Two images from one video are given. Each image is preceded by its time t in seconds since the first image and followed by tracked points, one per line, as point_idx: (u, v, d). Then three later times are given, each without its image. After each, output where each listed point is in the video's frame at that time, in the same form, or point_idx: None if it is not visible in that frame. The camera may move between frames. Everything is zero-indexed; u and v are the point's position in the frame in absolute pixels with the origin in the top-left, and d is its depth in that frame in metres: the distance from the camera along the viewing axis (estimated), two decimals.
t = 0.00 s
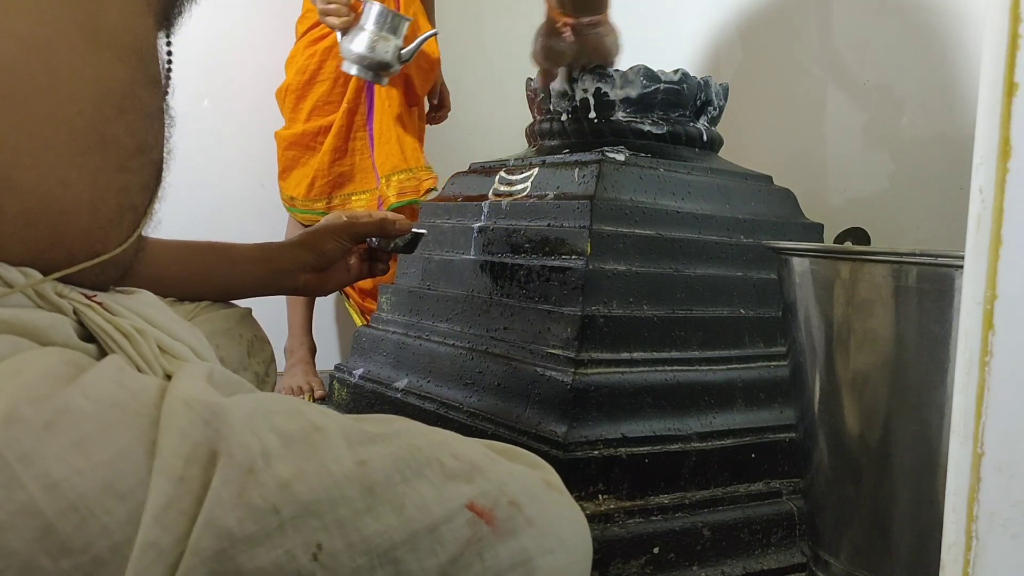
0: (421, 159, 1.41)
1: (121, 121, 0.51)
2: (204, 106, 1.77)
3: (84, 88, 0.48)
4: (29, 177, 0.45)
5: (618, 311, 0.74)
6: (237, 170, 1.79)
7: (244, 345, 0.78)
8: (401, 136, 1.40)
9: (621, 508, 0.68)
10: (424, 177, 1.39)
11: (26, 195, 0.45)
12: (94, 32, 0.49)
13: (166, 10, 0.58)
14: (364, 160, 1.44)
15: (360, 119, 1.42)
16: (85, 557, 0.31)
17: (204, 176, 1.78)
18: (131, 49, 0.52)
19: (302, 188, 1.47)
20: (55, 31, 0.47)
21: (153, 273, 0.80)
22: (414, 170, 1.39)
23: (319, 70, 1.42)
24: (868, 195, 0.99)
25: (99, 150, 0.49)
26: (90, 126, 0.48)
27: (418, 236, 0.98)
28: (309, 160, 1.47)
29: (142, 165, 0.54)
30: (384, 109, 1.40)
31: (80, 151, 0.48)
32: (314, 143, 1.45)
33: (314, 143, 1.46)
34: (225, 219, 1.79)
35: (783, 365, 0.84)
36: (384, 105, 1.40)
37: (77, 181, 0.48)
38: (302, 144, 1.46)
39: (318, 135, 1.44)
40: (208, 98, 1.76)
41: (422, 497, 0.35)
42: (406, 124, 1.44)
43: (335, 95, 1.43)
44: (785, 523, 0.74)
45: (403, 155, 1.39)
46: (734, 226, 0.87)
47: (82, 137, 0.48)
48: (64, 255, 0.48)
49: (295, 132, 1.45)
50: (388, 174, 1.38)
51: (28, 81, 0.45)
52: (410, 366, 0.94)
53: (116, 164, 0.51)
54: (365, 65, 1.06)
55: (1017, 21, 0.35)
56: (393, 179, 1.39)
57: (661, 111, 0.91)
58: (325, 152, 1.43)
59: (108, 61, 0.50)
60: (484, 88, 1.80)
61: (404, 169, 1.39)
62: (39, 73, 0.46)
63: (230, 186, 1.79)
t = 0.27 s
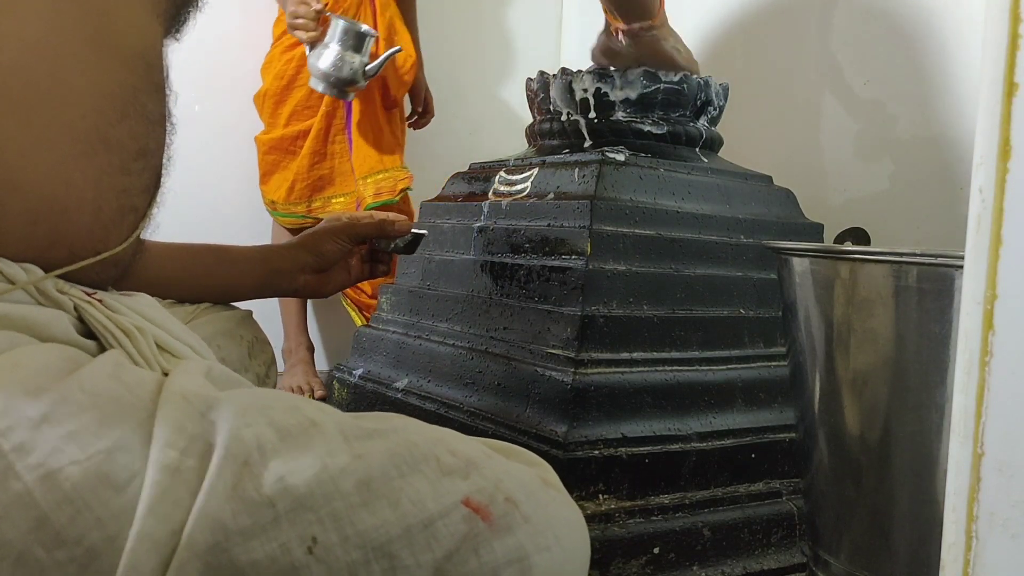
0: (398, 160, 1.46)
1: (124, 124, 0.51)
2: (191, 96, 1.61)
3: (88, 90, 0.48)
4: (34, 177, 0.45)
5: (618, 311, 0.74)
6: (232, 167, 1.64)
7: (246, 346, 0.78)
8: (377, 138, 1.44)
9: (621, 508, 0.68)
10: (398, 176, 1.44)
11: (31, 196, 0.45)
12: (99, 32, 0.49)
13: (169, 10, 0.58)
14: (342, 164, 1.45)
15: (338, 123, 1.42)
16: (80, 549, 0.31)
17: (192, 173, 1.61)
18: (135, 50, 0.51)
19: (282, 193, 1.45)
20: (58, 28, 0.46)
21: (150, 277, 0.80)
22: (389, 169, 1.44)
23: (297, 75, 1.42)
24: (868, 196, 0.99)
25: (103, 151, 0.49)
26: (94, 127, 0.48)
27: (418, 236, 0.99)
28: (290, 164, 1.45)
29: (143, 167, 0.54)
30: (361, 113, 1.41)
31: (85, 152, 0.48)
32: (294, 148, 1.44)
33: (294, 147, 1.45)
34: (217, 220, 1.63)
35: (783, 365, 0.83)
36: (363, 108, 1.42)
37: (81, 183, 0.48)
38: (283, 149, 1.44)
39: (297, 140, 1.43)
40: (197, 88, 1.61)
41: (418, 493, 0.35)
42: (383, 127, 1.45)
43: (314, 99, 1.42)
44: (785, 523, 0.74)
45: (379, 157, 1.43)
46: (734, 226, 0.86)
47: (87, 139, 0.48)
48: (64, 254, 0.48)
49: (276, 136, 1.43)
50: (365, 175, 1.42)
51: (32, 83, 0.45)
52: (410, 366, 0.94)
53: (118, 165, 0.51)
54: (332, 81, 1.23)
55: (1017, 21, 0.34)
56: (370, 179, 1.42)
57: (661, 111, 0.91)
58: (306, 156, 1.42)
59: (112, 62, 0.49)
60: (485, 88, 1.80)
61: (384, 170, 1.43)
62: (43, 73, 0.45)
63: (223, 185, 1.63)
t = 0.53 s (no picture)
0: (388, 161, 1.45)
1: (116, 110, 0.50)
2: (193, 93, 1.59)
3: (75, 80, 0.47)
4: (21, 167, 0.44)
5: (618, 310, 0.74)
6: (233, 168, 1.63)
7: (252, 348, 0.78)
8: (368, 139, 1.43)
9: (621, 508, 0.67)
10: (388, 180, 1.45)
11: (18, 186, 0.44)
12: (92, 30, 0.48)
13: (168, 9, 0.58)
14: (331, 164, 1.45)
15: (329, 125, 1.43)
16: (60, 549, 0.31)
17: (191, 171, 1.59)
18: (129, 50, 0.51)
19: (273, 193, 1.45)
20: (47, 26, 0.46)
21: (153, 279, 0.79)
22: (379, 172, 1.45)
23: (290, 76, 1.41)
24: (868, 195, 0.99)
25: (92, 138, 0.49)
26: (82, 116, 0.48)
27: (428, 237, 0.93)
28: (281, 164, 1.45)
29: (137, 154, 0.54)
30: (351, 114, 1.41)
31: (71, 140, 0.47)
32: (285, 148, 1.44)
33: (285, 148, 1.44)
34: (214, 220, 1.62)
35: (783, 366, 0.83)
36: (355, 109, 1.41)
37: (69, 171, 0.47)
38: (273, 150, 1.44)
39: (289, 140, 1.43)
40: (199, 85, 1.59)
41: (406, 495, 0.35)
42: (372, 128, 1.43)
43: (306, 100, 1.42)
44: (785, 523, 0.74)
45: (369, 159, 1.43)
46: (734, 226, 0.86)
47: (72, 125, 0.47)
48: (56, 241, 0.48)
49: (266, 136, 1.43)
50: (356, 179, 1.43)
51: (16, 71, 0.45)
52: (409, 366, 0.93)
53: (109, 152, 0.50)
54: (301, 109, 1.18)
55: (1017, 21, 0.34)
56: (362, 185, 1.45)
57: (661, 111, 0.90)
58: (296, 158, 1.42)
59: (103, 58, 0.49)
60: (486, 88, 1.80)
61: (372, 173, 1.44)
62: (28, 65, 0.45)
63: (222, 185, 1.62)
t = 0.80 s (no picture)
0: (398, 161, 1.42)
1: (106, 106, 0.51)
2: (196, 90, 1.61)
3: (68, 77, 0.47)
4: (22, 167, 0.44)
5: (618, 311, 0.74)
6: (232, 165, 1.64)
7: (251, 347, 0.78)
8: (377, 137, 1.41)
9: (622, 508, 0.68)
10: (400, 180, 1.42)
11: (16, 185, 0.44)
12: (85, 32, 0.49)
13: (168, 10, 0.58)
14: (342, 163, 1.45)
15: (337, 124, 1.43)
16: (67, 558, 0.31)
17: (189, 165, 1.61)
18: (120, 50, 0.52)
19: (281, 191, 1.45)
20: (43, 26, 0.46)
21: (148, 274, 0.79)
22: (390, 171, 1.42)
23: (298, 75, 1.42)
24: (868, 195, 0.99)
25: (85, 137, 0.49)
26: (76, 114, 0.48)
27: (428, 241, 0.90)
28: (290, 164, 1.45)
29: (128, 150, 0.54)
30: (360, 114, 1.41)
31: (65, 137, 0.47)
32: (294, 147, 1.44)
33: (295, 147, 1.44)
34: (212, 215, 1.63)
35: (783, 365, 0.83)
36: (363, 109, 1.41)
37: (63, 169, 0.47)
38: (283, 148, 1.43)
39: (297, 139, 1.43)
40: (200, 82, 1.61)
41: (410, 500, 0.35)
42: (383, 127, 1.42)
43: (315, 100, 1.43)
44: (785, 523, 0.74)
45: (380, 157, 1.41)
46: (734, 226, 0.86)
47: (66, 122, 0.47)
48: (51, 241, 0.48)
49: (276, 135, 1.43)
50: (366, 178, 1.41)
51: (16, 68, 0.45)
52: (410, 366, 0.93)
53: (101, 149, 0.51)
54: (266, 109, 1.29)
55: (1017, 22, 0.34)
56: (371, 182, 1.42)
57: (661, 111, 0.91)
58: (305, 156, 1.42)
59: (96, 56, 0.50)
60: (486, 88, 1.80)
61: (381, 172, 1.41)
62: (23, 63, 0.45)
63: (219, 182, 1.63)
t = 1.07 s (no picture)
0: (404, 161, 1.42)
1: (105, 106, 0.51)
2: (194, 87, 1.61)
3: (66, 77, 0.47)
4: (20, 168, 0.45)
5: (618, 311, 0.74)
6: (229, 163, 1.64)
7: (246, 345, 0.78)
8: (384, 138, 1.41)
9: (622, 508, 0.68)
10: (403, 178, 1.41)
11: (15, 184, 0.45)
12: (84, 35, 0.49)
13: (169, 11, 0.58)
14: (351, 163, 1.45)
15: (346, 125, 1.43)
16: (84, 560, 0.31)
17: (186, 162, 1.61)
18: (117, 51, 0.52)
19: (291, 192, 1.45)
20: (42, 27, 0.46)
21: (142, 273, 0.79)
22: (394, 170, 1.41)
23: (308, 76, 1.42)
24: (868, 195, 0.99)
25: (84, 137, 0.49)
26: (74, 115, 0.48)
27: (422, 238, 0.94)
28: (300, 164, 1.45)
29: (128, 151, 0.54)
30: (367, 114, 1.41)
31: (65, 138, 0.48)
32: (304, 148, 1.44)
33: (305, 148, 1.44)
34: (207, 213, 1.63)
35: (783, 365, 0.84)
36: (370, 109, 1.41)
37: (61, 169, 0.47)
38: (293, 149, 1.44)
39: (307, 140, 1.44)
40: (198, 80, 1.61)
41: (422, 498, 0.35)
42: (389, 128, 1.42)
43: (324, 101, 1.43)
44: (785, 523, 0.74)
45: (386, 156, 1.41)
46: (734, 225, 0.87)
47: (63, 123, 0.47)
48: (53, 242, 0.48)
49: (287, 136, 1.43)
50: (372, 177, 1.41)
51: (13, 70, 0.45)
52: (411, 366, 0.94)
53: (101, 151, 0.51)
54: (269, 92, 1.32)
55: (1017, 23, 0.34)
56: (376, 181, 1.41)
57: (661, 111, 0.91)
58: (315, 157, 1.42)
59: (94, 57, 0.50)
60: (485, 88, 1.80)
61: (387, 172, 1.41)
62: (23, 63, 0.45)
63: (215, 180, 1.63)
